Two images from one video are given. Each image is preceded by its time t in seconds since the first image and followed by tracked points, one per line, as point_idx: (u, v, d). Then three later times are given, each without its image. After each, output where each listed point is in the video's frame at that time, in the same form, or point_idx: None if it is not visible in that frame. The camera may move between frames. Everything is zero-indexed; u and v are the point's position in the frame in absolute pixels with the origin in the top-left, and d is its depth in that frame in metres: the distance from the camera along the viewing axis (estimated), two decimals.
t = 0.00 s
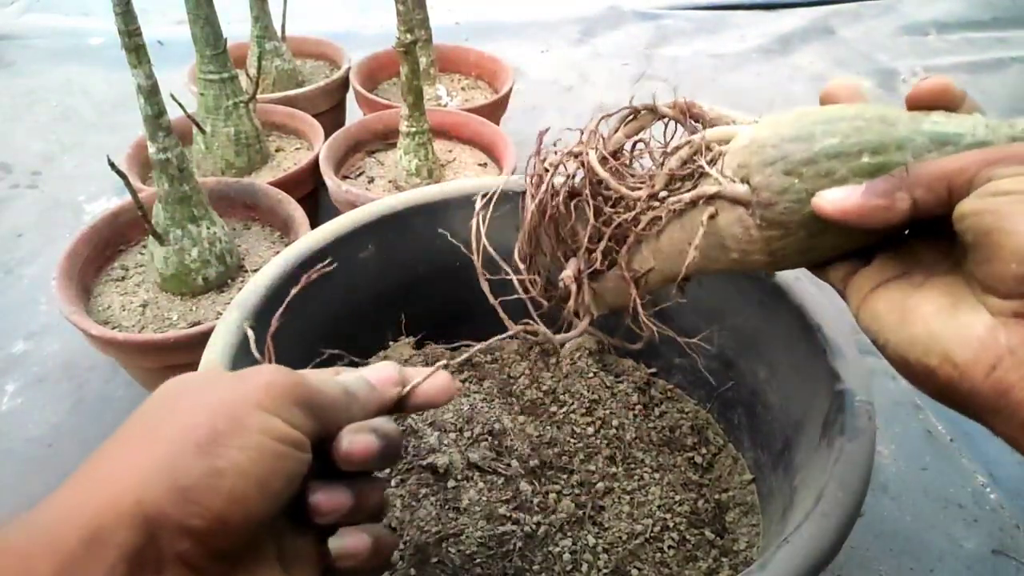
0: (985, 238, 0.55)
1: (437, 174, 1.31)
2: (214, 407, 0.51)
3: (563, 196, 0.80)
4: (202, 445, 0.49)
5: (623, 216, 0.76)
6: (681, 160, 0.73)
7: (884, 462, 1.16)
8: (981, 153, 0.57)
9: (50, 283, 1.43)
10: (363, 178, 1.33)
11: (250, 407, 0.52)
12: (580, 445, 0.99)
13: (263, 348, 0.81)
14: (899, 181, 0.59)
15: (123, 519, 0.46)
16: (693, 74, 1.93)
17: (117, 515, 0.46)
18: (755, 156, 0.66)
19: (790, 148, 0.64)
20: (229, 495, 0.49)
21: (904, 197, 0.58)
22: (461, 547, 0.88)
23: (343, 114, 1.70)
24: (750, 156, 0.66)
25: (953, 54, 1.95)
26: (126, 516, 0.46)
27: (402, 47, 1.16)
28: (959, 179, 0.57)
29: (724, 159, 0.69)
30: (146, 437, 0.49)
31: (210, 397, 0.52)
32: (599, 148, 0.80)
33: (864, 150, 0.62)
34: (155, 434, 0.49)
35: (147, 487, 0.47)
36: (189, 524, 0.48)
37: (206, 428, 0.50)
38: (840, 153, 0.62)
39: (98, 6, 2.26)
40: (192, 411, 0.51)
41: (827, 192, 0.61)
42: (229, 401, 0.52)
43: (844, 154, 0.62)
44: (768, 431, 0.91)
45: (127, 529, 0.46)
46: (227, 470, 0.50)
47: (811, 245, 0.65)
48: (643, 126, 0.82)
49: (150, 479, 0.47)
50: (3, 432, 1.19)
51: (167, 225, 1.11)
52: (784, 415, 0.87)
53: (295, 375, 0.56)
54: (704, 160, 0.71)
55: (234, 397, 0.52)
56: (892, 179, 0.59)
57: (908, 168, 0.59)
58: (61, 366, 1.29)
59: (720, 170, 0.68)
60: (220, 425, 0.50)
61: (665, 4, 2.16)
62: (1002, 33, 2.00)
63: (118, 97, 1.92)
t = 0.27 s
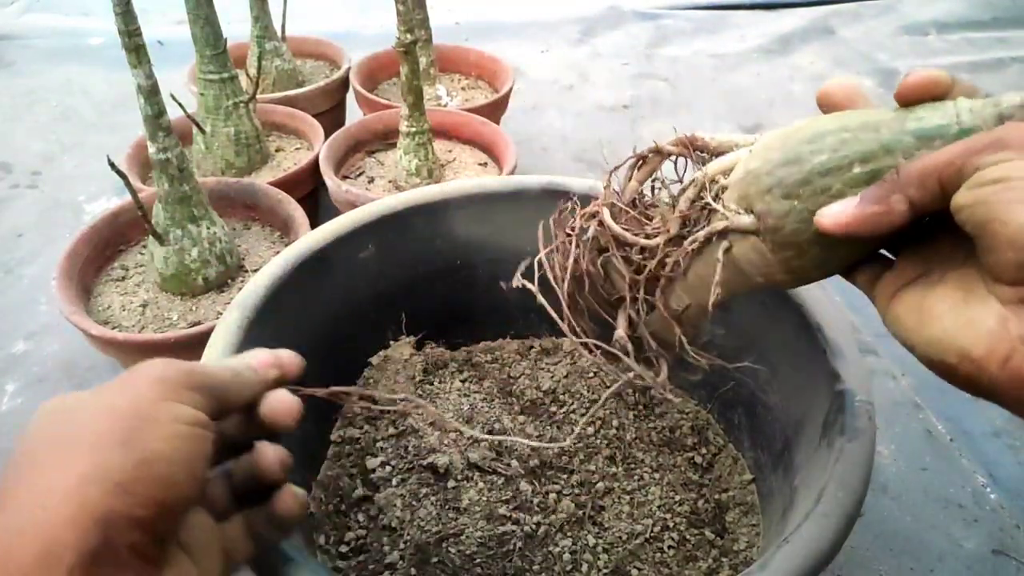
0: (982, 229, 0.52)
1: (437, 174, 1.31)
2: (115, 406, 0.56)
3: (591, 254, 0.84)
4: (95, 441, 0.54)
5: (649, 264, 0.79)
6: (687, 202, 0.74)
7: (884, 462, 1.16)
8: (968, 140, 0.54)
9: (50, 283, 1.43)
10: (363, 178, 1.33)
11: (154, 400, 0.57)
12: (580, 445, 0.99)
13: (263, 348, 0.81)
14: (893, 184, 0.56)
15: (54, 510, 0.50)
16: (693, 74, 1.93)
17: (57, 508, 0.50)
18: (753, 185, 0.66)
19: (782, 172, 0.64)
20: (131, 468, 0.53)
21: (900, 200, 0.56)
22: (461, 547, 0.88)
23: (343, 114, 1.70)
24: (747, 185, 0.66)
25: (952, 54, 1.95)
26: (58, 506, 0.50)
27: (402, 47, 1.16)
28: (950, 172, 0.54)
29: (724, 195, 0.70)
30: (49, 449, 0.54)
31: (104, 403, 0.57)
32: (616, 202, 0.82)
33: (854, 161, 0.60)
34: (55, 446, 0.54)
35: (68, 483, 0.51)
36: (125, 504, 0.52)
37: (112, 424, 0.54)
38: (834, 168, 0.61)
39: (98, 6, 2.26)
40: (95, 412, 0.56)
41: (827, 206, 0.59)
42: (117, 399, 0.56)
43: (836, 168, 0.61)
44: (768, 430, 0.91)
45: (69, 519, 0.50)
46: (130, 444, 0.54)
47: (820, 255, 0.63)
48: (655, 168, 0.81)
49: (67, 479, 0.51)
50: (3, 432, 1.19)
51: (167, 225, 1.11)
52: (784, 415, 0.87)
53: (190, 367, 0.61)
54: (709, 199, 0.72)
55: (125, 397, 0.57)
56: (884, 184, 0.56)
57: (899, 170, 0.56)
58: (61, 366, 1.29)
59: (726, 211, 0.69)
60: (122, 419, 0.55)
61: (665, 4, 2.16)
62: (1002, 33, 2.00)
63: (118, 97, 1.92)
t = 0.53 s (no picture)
0: (980, 212, 0.55)
1: (437, 174, 1.32)
2: (155, 301, 0.49)
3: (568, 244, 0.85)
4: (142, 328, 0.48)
5: (629, 252, 0.81)
6: (669, 187, 0.77)
7: (883, 461, 1.16)
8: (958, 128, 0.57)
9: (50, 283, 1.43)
10: (363, 178, 1.33)
11: (203, 287, 0.51)
12: (580, 445, 0.99)
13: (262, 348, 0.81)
14: (886, 165, 0.59)
15: (102, 417, 0.44)
16: (693, 74, 1.93)
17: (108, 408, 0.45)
18: (741, 168, 0.71)
19: (769, 153, 0.69)
20: (198, 362, 0.47)
21: (897, 180, 0.59)
22: (461, 547, 0.87)
23: (343, 114, 1.70)
24: (735, 168, 0.71)
25: (952, 54, 1.95)
26: (110, 412, 0.45)
27: (402, 46, 1.16)
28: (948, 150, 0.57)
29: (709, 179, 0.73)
30: (74, 347, 0.47)
31: (140, 294, 0.50)
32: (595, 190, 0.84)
33: (843, 140, 0.65)
34: (92, 340, 0.48)
35: (117, 387, 0.45)
36: (186, 405, 0.47)
37: (168, 312, 0.48)
38: (822, 147, 0.66)
39: (99, 6, 2.26)
40: (143, 303, 0.49)
41: (822, 185, 0.63)
42: (167, 286, 0.50)
43: (825, 148, 0.66)
44: (768, 430, 0.91)
45: (125, 429, 0.45)
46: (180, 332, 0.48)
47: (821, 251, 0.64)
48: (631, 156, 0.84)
49: (106, 388, 0.45)
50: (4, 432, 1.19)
51: (167, 225, 1.11)
52: (784, 415, 0.87)
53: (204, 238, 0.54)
54: (691, 182, 0.75)
55: (169, 281, 0.50)
56: (880, 162, 0.60)
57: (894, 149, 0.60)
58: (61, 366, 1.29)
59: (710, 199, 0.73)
60: (175, 309, 0.48)
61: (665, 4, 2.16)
62: (1002, 32, 2.00)
63: (118, 97, 1.92)
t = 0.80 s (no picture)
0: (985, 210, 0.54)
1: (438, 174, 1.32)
2: (424, 286, 0.50)
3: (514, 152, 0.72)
4: (477, 330, 0.50)
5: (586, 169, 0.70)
6: (651, 100, 0.67)
7: (883, 461, 1.16)
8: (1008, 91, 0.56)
9: (50, 283, 1.43)
10: (363, 178, 1.33)
11: (462, 273, 0.50)
12: (580, 445, 0.99)
13: (262, 349, 0.81)
14: (939, 118, 0.56)
15: (392, 403, 0.47)
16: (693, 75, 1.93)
17: (379, 394, 0.47)
18: (755, 98, 0.61)
19: (796, 90, 0.60)
20: (447, 355, 0.49)
21: (955, 132, 0.56)
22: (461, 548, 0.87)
23: (343, 114, 1.70)
24: (748, 100, 0.61)
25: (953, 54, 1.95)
26: (387, 397, 0.47)
27: (402, 46, 1.16)
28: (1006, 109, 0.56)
29: (705, 100, 0.64)
30: (425, 332, 0.49)
31: (415, 276, 0.51)
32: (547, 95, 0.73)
33: (885, 93, 0.60)
34: (391, 324, 0.49)
35: (389, 374, 0.48)
36: (454, 403, 0.49)
37: (439, 304, 0.49)
38: (859, 96, 0.60)
39: (99, 6, 2.26)
40: (414, 284, 0.50)
41: (859, 139, 0.57)
42: (433, 271, 0.50)
43: (861, 98, 0.60)
44: (768, 430, 0.91)
45: (400, 416, 0.47)
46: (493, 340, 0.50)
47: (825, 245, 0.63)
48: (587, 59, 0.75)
49: (382, 373, 0.48)
50: (4, 432, 1.19)
51: (167, 225, 1.11)
52: (784, 415, 0.87)
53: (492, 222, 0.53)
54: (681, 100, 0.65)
55: (440, 265, 0.51)
56: (933, 115, 0.56)
57: (949, 102, 0.57)
58: (62, 366, 1.29)
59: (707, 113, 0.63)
60: (447, 301, 0.49)
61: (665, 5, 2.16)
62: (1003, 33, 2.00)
63: (118, 96, 1.93)
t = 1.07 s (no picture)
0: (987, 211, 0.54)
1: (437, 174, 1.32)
2: (409, 300, 0.55)
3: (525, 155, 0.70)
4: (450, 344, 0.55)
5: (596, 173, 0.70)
6: (662, 107, 0.68)
7: (883, 461, 1.16)
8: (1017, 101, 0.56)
9: (50, 283, 1.43)
10: (363, 178, 1.34)
11: (438, 290, 0.56)
12: (580, 445, 0.99)
13: (261, 348, 0.81)
14: (956, 121, 0.57)
15: (371, 407, 0.51)
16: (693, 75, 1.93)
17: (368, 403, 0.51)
18: (769, 102, 0.62)
19: (811, 93, 0.61)
20: (424, 357, 0.53)
21: (964, 136, 0.57)
22: (460, 547, 0.87)
23: (343, 114, 1.70)
24: (761, 103, 0.62)
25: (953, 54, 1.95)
26: (370, 401, 0.51)
27: (402, 46, 1.16)
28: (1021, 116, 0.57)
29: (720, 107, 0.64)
30: (407, 342, 0.53)
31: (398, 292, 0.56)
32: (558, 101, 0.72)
33: (897, 97, 0.61)
34: (372, 330, 0.54)
35: (370, 380, 0.51)
36: (429, 409, 0.54)
37: (419, 315, 0.54)
38: (873, 100, 0.61)
39: (99, 6, 2.26)
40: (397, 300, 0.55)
41: (872, 140, 0.58)
42: (412, 286, 0.56)
43: (876, 102, 0.60)
44: (768, 430, 0.91)
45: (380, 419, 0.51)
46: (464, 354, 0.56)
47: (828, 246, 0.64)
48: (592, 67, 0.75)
49: (366, 379, 0.52)
50: (4, 432, 1.19)
51: (167, 225, 1.11)
52: (784, 416, 0.87)
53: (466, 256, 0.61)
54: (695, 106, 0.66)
55: (420, 284, 0.56)
56: (943, 119, 0.57)
57: (963, 106, 0.58)
58: (62, 366, 1.29)
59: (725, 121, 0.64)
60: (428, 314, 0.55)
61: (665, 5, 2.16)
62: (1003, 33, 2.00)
63: (118, 97, 1.93)
